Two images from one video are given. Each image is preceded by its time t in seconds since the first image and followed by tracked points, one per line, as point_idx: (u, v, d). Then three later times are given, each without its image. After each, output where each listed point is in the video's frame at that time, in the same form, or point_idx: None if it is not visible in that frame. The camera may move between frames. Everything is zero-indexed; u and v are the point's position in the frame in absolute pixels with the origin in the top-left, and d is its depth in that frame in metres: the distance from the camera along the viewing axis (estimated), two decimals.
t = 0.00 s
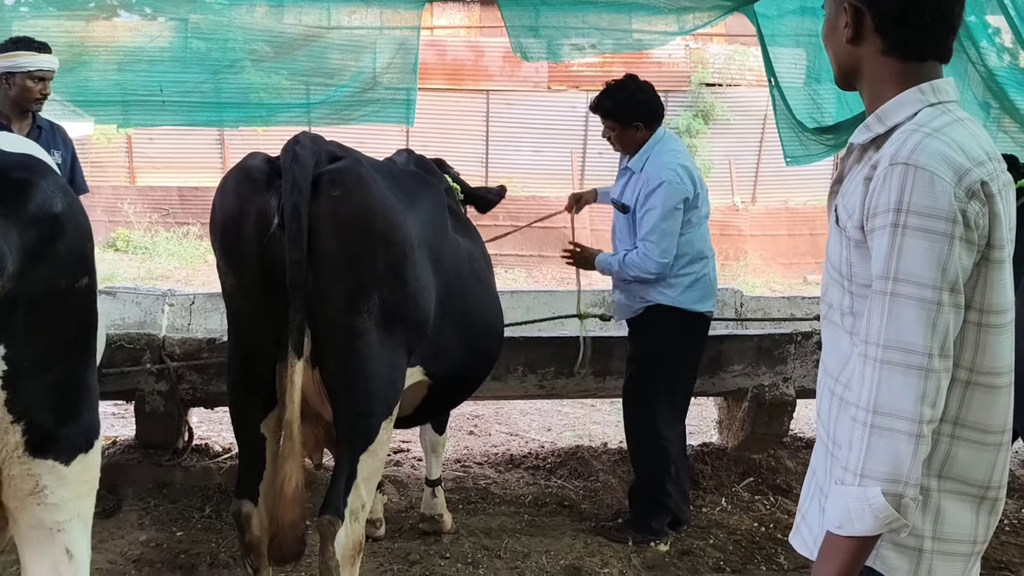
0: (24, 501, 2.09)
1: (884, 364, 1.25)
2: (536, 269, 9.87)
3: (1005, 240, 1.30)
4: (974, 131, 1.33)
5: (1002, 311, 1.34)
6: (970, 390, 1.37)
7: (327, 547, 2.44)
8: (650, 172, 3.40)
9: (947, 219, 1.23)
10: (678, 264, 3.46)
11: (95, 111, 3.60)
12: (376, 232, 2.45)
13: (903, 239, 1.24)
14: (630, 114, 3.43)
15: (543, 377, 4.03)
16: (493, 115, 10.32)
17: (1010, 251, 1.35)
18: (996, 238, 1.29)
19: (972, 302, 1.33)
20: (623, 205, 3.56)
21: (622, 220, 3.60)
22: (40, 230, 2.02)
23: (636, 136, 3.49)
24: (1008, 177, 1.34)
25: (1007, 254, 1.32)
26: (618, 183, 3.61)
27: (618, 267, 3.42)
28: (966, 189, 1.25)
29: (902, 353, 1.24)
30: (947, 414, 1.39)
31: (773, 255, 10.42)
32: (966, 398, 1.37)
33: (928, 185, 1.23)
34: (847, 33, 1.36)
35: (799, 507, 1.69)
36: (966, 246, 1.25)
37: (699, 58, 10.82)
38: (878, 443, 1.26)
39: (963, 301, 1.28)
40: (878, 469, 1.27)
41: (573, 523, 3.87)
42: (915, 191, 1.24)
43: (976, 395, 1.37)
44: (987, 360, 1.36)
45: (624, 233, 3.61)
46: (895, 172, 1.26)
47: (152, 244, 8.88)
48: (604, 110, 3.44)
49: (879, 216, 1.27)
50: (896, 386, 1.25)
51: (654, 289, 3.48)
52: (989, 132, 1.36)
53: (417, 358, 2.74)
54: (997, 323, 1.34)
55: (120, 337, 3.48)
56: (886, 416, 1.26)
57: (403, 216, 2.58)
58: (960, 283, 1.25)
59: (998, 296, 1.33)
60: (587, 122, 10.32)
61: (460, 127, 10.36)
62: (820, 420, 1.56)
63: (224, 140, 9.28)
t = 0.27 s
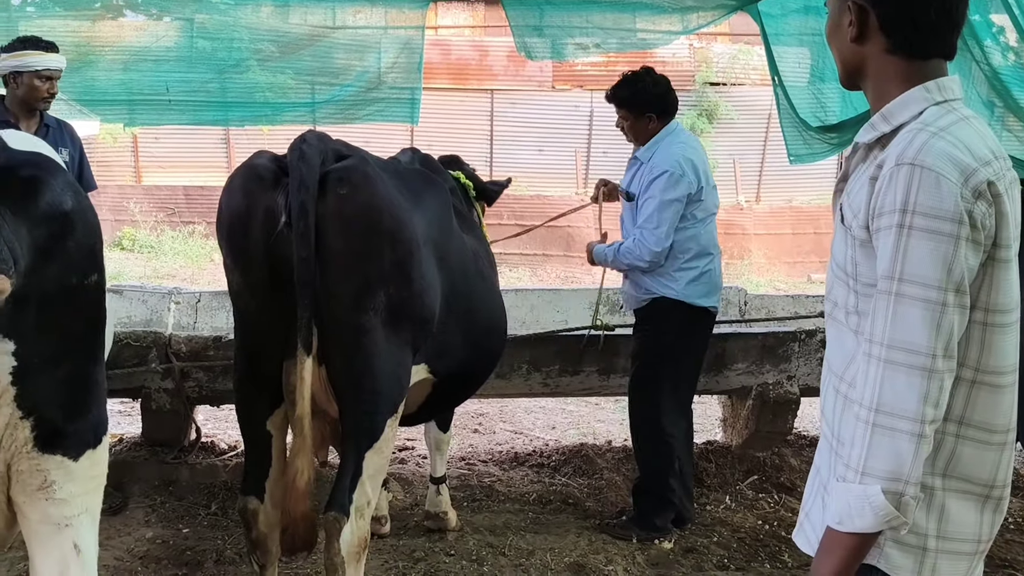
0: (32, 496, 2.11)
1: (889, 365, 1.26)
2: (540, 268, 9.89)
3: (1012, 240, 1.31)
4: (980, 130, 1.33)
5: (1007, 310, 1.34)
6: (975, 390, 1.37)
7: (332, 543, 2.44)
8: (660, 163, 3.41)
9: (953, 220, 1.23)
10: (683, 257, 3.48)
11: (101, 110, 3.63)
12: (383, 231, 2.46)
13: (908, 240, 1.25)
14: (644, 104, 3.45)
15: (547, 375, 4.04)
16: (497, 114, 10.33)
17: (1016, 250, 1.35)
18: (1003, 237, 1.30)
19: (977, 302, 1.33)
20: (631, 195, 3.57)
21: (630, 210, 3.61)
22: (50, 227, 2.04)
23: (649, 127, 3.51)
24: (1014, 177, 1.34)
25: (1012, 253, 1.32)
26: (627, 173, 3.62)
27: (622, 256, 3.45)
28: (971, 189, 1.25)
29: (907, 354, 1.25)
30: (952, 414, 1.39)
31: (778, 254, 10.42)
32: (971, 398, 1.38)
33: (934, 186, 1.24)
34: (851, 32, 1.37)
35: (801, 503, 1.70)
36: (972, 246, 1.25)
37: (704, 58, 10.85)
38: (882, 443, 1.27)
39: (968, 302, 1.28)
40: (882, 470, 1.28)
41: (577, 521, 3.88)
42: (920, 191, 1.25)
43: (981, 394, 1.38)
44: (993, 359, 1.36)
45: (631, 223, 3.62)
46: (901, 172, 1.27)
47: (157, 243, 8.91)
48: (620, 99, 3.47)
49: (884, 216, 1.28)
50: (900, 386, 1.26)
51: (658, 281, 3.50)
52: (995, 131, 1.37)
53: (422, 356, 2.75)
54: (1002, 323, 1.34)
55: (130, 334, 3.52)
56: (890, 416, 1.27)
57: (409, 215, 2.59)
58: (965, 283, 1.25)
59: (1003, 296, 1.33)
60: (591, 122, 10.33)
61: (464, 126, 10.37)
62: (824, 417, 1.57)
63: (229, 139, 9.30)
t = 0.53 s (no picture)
0: (38, 491, 2.12)
1: (885, 365, 1.27)
2: (542, 265, 9.89)
3: (1012, 240, 1.31)
4: (982, 129, 1.34)
5: (1006, 311, 1.34)
6: (974, 390, 1.38)
7: (334, 539, 2.44)
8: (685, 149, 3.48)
9: (951, 219, 1.24)
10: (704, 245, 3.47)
11: (103, 108, 3.65)
12: (384, 230, 2.47)
13: (906, 239, 1.25)
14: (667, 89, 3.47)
15: (549, 371, 4.05)
16: (499, 111, 10.33)
17: (1016, 251, 1.35)
18: (1003, 237, 1.30)
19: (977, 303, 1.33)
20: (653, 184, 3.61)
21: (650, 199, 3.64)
22: (56, 223, 2.05)
23: (669, 117, 3.51)
24: (1015, 176, 1.34)
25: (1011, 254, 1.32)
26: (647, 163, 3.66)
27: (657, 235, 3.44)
28: (970, 188, 1.26)
29: (904, 355, 1.26)
30: (951, 414, 1.40)
31: (780, 251, 10.42)
32: (971, 398, 1.38)
33: (932, 184, 1.25)
34: (850, 26, 1.37)
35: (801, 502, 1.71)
36: (970, 246, 1.26)
37: (706, 55, 10.86)
38: (875, 443, 1.28)
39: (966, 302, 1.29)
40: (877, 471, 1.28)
41: (579, 516, 3.89)
42: (918, 190, 1.25)
43: (981, 394, 1.38)
44: (992, 360, 1.36)
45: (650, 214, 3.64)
46: (899, 171, 1.27)
47: (160, 241, 8.93)
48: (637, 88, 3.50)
49: (882, 215, 1.29)
50: (897, 386, 1.26)
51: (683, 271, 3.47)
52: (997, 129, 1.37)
53: (423, 352, 2.77)
54: (1002, 323, 1.35)
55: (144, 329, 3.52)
56: (885, 417, 1.27)
57: (411, 211, 2.61)
58: (964, 283, 1.26)
59: (1002, 296, 1.33)
60: (593, 119, 10.33)
61: (466, 123, 10.36)
62: (823, 414, 1.57)
63: (231, 136, 9.30)
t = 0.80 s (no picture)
0: (31, 489, 2.13)
1: (865, 381, 1.28)
2: (538, 263, 9.90)
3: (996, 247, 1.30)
4: (964, 135, 1.33)
5: (993, 320, 1.33)
6: (964, 403, 1.37)
7: (328, 537, 2.46)
8: (703, 150, 3.40)
9: (926, 231, 1.24)
10: (722, 243, 3.49)
11: (99, 106, 3.66)
12: (379, 230, 2.48)
13: (880, 253, 1.26)
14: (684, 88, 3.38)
15: (544, 370, 4.06)
16: (496, 110, 10.34)
17: (1002, 260, 1.34)
18: (985, 246, 1.29)
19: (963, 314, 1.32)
20: (665, 185, 3.53)
21: (660, 199, 3.56)
22: (50, 222, 2.05)
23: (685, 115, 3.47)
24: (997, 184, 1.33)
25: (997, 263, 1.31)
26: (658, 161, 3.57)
27: (663, 244, 3.37)
28: (947, 199, 1.25)
29: (883, 370, 1.26)
30: (942, 429, 1.39)
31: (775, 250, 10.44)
32: (960, 411, 1.37)
33: (906, 195, 1.25)
34: (833, 32, 1.37)
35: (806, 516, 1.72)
36: (948, 258, 1.26)
37: (702, 54, 10.86)
38: (857, 461, 1.29)
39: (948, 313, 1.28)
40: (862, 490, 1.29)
41: (573, 515, 3.90)
42: (893, 203, 1.25)
43: (971, 408, 1.37)
44: (978, 372, 1.35)
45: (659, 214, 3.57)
46: (873, 182, 1.28)
47: (156, 239, 8.93)
48: (653, 87, 3.39)
49: (858, 227, 1.29)
50: (876, 400, 1.27)
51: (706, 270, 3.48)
52: (982, 135, 1.36)
53: (417, 351, 2.78)
54: (988, 334, 1.33)
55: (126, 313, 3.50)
56: (866, 434, 1.28)
57: (405, 210, 2.61)
58: (942, 295, 1.26)
59: (988, 305, 1.32)
60: (589, 118, 10.33)
61: (462, 122, 10.36)
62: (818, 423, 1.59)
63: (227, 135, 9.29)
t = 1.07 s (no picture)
0: (24, 490, 2.12)
1: (848, 384, 1.26)
2: (532, 263, 9.90)
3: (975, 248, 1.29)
4: (944, 134, 1.33)
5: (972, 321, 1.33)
6: (947, 405, 1.37)
7: (322, 537, 2.46)
8: (710, 156, 3.26)
9: (906, 232, 1.23)
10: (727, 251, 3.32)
11: (92, 106, 3.66)
12: (373, 230, 2.48)
13: (861, 253, 1.24)
14: (694, 91, 3.22)
15: (537, 369, 4.06)
16: (489, 110, 10.34)
17: (982, 262, 1.34)
18: (963, 246, 1.28)
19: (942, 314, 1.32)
20: (670, 191, 3.34)
21: (664, 205, 3.37)
22: (44, 222, 2.06)
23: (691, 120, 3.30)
24: (975, 185, 1.33)
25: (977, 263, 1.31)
26: (662, 166, 3.39)
27: (665, 253, 3.21)
28: (926, 199, 1.24)
29: (865, 373, 1.25)
30: (926, 430, 1.40)
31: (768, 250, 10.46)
32: (943, 412, 1.37)
33: (885, 198, 1.23)
34: (812, 36, 1.36)
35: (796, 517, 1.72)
36: (927, 258, 1.25)
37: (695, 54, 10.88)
38: (842, 466, 1.27)
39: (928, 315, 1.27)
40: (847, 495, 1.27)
41: (567, 514, 3.90)
42: (872, 204, 1.24)
43: (953, 409, 1.37)
44: (958, 373, 1.35)
45: (662, 221, 3.38)
46: (851, 185, 1.26)
47: (149, 239, 8.90)
48: (663, 89, 3.23)
49: (838, 230, 1.28)
50: (860, 405, 1.25)
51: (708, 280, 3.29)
52: (960, 136, 1.36)
53: (411, 351, 2.77)
54: (967, 334, 1.33)
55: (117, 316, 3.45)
56: (851, 440, 1.26)
57: (400, 211, 2.61)
58: (922, 296, 1.24)
59: (968, 305, 1.31)
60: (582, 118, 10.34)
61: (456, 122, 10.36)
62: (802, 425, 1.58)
63: (220, 135, 9.27)
